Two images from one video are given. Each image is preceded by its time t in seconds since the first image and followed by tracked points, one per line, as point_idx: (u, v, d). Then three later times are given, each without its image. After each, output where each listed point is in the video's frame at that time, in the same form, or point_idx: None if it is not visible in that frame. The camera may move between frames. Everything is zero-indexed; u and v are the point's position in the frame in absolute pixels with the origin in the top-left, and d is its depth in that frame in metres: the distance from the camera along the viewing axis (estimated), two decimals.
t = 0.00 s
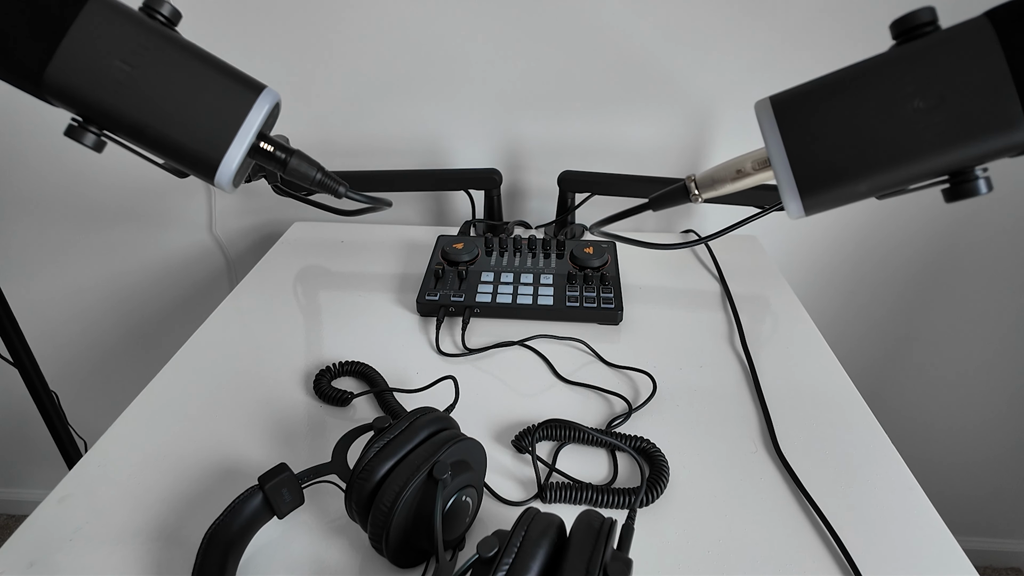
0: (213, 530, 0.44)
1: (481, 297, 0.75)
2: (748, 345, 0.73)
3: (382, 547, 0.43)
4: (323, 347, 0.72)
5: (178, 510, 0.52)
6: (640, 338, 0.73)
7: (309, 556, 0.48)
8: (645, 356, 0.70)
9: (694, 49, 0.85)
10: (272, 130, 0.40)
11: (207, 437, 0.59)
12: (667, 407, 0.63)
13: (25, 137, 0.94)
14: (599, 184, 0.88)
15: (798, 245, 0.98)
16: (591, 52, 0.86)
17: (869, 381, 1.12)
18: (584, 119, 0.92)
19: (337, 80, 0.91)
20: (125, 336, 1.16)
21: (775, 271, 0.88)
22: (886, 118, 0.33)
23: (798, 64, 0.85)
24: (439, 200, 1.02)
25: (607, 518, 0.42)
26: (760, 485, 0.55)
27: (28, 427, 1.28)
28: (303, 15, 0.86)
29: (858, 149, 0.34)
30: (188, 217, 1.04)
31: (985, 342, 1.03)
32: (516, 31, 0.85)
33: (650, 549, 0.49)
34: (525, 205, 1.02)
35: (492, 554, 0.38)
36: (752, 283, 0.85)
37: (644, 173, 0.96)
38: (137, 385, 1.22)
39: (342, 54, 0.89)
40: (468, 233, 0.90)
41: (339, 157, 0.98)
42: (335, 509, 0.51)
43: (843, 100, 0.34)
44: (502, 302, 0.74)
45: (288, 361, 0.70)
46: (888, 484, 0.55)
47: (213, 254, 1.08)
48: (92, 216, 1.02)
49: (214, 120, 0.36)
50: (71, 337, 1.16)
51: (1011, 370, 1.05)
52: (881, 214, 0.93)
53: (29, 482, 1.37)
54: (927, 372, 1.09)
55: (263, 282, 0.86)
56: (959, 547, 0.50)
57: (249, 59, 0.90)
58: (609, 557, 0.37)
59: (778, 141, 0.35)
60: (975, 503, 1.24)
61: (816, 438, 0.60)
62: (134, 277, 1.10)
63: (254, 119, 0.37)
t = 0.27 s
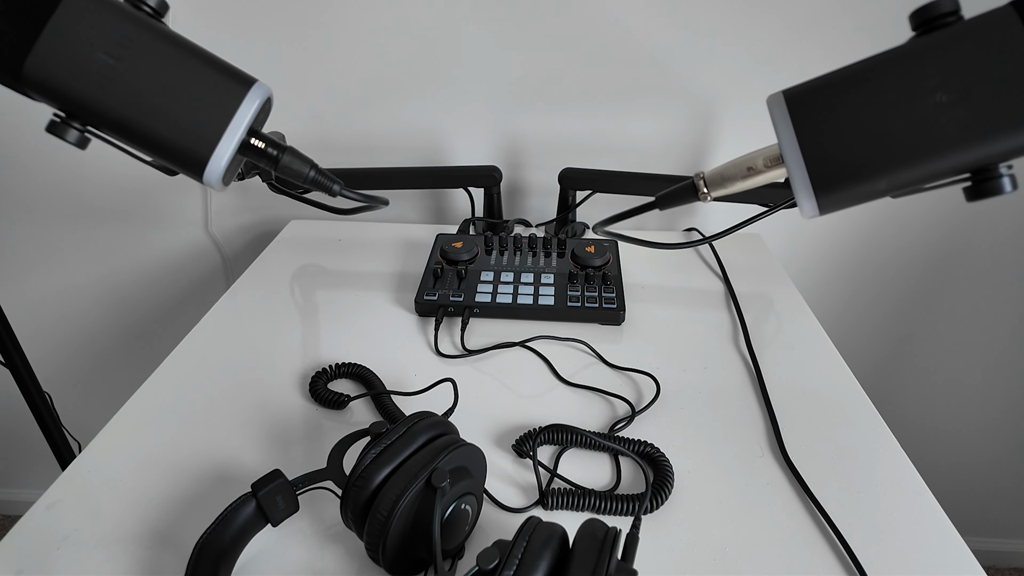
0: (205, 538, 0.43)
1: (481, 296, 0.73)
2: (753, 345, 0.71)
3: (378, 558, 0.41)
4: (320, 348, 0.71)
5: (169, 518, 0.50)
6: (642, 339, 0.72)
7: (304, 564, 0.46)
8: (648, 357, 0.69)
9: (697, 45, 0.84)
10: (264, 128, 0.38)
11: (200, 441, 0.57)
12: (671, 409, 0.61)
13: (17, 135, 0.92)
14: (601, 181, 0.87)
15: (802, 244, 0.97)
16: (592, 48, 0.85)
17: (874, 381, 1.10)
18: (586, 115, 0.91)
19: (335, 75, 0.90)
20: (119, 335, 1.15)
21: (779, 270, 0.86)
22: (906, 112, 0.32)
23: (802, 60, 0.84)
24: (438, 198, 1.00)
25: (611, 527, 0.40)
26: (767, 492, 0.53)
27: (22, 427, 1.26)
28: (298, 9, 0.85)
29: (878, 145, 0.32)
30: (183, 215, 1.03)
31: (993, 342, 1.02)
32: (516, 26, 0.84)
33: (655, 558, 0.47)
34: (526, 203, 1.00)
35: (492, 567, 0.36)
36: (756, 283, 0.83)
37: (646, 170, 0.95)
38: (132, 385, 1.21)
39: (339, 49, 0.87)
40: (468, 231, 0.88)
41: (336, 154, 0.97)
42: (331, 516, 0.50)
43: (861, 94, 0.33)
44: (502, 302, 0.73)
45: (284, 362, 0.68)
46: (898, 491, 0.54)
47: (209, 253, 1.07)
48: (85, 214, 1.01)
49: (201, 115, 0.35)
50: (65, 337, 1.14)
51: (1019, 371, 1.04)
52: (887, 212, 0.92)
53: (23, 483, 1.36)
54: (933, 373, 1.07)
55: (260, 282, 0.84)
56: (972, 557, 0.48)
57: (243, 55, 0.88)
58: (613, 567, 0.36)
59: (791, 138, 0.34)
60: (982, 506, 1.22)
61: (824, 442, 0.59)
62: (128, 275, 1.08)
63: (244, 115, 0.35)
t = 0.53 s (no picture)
0: (194, 547, 0.42)
1: (478, 297, 0.72)
2: (756, 346, 0.70)
3: (372, 567, 0.40)
4: (314, 349, 0.69)
5: (157, 526, 0.49)
6: (643, 340, 0.71)
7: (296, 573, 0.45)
8: (649, 359, 0.68)
9: (700, 40, 0.82)
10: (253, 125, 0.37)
11: (190, 446, 0.56)
12: (672, 412, 0.60)
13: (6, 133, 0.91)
14: (600, 179, 0.85)
15: (804, 242, 0.95)
16: (591, 44, 0.83)
17: (876, 381, 1.09)
18: (585, 112, 0.89)
19: (330, 71, 0.88)
20: (113, 335, 1.13)
21: (781, 269, 0.85)
22: (922, 108, 0.30)
23: (805, 56, 0.82)
24: (435, 196, 0.99)
25: (612, 537, 0.39)
26: (770, 498, 0.52)
27: (16, 427, 1.25)
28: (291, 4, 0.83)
29: (893, 142, 0.31)
30: (177, 213, 1.01)
31: (997, 341, 1.00)
32: (513, 21, 0.82)
33: (656, 567, 0.46)
34: (524, 201, 0.99)
35: None
36: (758, 282, 0.82)
37: (646, 168, 0.94)
38: (127, 385, 1.20)
39: (333, 45, 0.86)
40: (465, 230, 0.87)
41: (332, 151, 0.95)
42: (324, 523, 0.49)
43: (874, 90, 0.31)
44: (500, 302, 0.71)
45: (278, 364, 0.67)
46: (906, 497, 0.53)
47: (203, 251, 1.06)
48: (77, 212, 1.00)
49: (188, 112, 0.33)
50: (58, 337, 1.13)
51: None
52: (890, 210, 0.90)
53: (18, 483, 1.35)
54: (936, 373, 1.06)
55: (254, 281, 0.83)
56: (982, 566, 0.47)
57: (237, 51, 0.87)
58: None
59: (800, 136, 0.33)
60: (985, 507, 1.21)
61: (829, 446, 0.58)
62: (122, 275, 1.07)
63: (231, 111, 0.34)
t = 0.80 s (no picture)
0: (183, 556, 0.41)
1: (477, 296, 0.71)
2: (760, 347, 0.69)
3: None
4: (308, 351, 0.68)
5: (145, 536, 0.48)
6: (645, 340, 0.69)
7: None
8: (651, 360, 0.66)
9: (702, 35, 0.81)
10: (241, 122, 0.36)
11: (180, 451, 0.55)
12: (675, 415, 0.59)
13: None
14: (601, 176, 0.84)
15: (807, 241, 0.94)
16: (591, 39, 0.82)
17: (880, 381, 1.08)
18: (585, 108, 0.88)
19: (326, 66, 0.86)
20: (107, 335, 1.12)
21: (785, 268, 0.83)
22: (942, 102, 0.29)
23: (809, 51, 0.81)
24: (433, 194, 0.97)
25: (614, 548, 0.38)
26: (777, 504, 0.51)
27: (9, 428, 1.24)
28: None
29: (912, 138, 0.30)
30: (171, 211, 1.00)
31: (1003, 341, 0.99)
32: (511, 16, 0.81)
33: None
34: (524, 199, 0.97)
35: None
36: (761, 281, 0.80)
37: (647, 165, 0.92)
38: (122, 385, 1.18)
39: (328, 41, 0.84)
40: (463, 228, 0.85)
41: (329, 148, 0.94)
42: (318, 531, 0.47)
43: (891, 83, 0.30)
44: (499, 302, 0.70)
45: (272, 366, 0.66)
46: (915, 503, 0.51)
47: (198, 250, 1.04)
48: (70, 210, 0.98)
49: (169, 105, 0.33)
50: (51, 337, 1.12)
51: None
52: (895, 208, 0.89)
53: (12, 484, 1.34)
54: (941, 372, 1.04)
55: (249, 280, 0.82)
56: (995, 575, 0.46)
57: (230, 46, 0.85)
58: None
59: (813, 133, 0.31)
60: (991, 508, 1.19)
61: (837, 450, 0.56)
62: (115, 274, 1.05)
63: (216, 105, 0.33)
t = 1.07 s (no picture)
0: (176, 567, 0.40)
1: (477, 297, 0.69)
2: (766, 348, 0.68)
3: None
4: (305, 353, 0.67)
5: (137, 544, 0.47)
6: (648, 342, 0.68)
7: None
8: (655, 361, 0.65)
9: (705, 31, 0.79)
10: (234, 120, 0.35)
11: (174, 457, 0.54)
12: (680, 419, 0.58)
13: None
14: (603, 174, 0.83)
15: (812, 239, 0.93)
16: (593, 34, 0.81)
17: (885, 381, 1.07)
18: (587, 105, 0.86)
19: (324, 63, 0.85)
20: (103, 335, 1.11)
21: (790, 267, 0.82)
22: (966, 100, 0.28)
23: (814, 47, 0.79)
24: (433, 192, 0.96)
25: (620, 560, 0.36)
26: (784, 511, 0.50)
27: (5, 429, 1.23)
28: None
29: (935, 137, 0.29)
30: (167, 210, 0.98)
31: (1009, 340, 0.98)
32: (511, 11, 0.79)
33: None
34: (524, 197, 0.96)
35: None
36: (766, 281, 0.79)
37: (649, 163, 0.91)
38: (118, 385, 1.17)
39: (325, 37, 0.83)
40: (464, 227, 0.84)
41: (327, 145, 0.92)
42: (315, 540, 0.46)
43: (913, 79, 0.29)
44: (500, 303, 0.69)
45: (269, 368, 0.64)
46: (927, 509, 0.50)
47: (195, 249, 1.03)
48: (64, 209, 0.97)
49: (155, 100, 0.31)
50: (46, 337, 1.10)
51: None
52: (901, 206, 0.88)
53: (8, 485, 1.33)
54: (947, 372, 1.03)
55: (245, 280, 0.80)
56: None
57: (226, 43, 0.84)
58: None
59: (832, 134, 0.30)
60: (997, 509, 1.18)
61: (845, 454, 0.55)
62: (111, 273, 1.04)
63: (208, 103, 0.32)
